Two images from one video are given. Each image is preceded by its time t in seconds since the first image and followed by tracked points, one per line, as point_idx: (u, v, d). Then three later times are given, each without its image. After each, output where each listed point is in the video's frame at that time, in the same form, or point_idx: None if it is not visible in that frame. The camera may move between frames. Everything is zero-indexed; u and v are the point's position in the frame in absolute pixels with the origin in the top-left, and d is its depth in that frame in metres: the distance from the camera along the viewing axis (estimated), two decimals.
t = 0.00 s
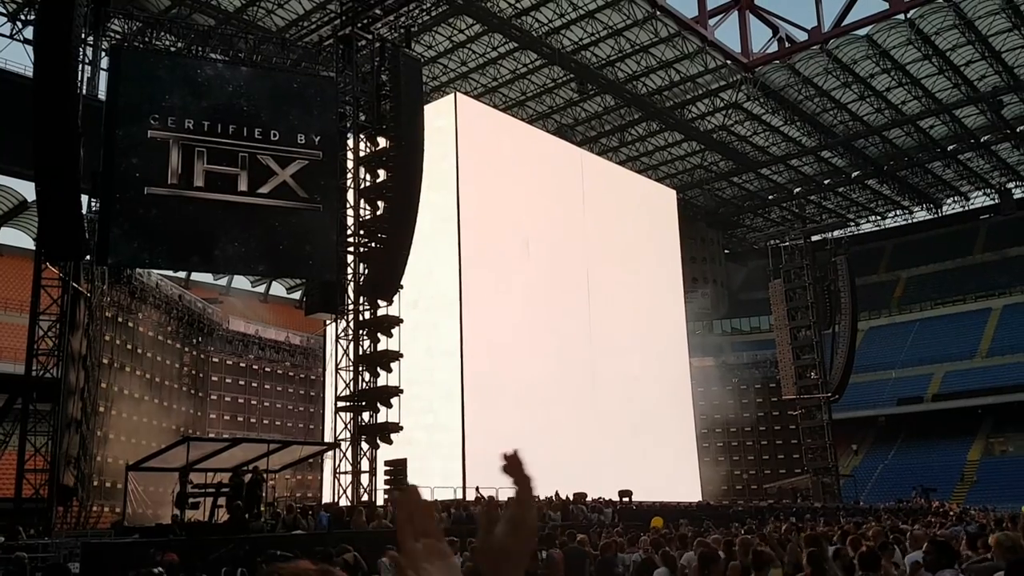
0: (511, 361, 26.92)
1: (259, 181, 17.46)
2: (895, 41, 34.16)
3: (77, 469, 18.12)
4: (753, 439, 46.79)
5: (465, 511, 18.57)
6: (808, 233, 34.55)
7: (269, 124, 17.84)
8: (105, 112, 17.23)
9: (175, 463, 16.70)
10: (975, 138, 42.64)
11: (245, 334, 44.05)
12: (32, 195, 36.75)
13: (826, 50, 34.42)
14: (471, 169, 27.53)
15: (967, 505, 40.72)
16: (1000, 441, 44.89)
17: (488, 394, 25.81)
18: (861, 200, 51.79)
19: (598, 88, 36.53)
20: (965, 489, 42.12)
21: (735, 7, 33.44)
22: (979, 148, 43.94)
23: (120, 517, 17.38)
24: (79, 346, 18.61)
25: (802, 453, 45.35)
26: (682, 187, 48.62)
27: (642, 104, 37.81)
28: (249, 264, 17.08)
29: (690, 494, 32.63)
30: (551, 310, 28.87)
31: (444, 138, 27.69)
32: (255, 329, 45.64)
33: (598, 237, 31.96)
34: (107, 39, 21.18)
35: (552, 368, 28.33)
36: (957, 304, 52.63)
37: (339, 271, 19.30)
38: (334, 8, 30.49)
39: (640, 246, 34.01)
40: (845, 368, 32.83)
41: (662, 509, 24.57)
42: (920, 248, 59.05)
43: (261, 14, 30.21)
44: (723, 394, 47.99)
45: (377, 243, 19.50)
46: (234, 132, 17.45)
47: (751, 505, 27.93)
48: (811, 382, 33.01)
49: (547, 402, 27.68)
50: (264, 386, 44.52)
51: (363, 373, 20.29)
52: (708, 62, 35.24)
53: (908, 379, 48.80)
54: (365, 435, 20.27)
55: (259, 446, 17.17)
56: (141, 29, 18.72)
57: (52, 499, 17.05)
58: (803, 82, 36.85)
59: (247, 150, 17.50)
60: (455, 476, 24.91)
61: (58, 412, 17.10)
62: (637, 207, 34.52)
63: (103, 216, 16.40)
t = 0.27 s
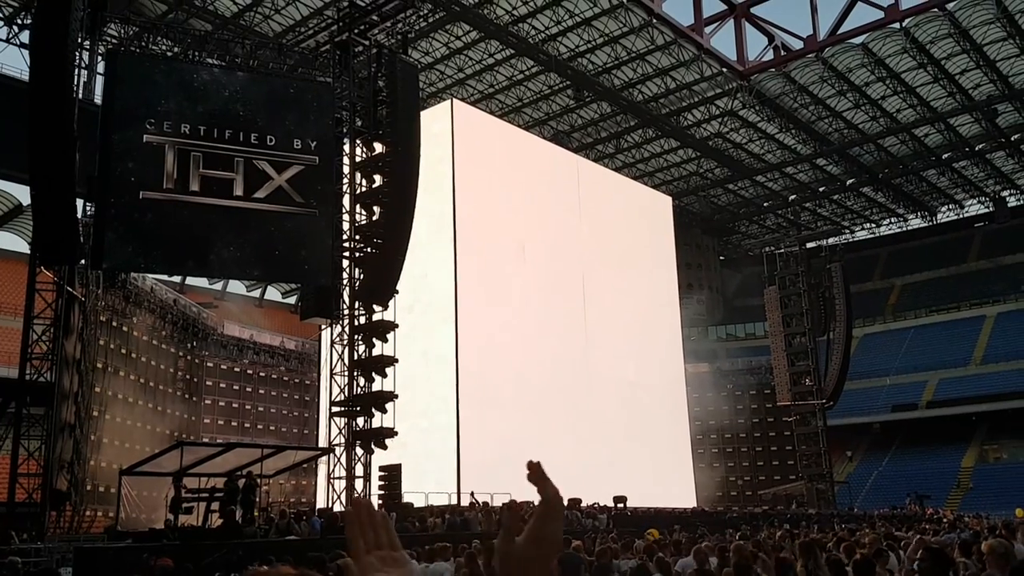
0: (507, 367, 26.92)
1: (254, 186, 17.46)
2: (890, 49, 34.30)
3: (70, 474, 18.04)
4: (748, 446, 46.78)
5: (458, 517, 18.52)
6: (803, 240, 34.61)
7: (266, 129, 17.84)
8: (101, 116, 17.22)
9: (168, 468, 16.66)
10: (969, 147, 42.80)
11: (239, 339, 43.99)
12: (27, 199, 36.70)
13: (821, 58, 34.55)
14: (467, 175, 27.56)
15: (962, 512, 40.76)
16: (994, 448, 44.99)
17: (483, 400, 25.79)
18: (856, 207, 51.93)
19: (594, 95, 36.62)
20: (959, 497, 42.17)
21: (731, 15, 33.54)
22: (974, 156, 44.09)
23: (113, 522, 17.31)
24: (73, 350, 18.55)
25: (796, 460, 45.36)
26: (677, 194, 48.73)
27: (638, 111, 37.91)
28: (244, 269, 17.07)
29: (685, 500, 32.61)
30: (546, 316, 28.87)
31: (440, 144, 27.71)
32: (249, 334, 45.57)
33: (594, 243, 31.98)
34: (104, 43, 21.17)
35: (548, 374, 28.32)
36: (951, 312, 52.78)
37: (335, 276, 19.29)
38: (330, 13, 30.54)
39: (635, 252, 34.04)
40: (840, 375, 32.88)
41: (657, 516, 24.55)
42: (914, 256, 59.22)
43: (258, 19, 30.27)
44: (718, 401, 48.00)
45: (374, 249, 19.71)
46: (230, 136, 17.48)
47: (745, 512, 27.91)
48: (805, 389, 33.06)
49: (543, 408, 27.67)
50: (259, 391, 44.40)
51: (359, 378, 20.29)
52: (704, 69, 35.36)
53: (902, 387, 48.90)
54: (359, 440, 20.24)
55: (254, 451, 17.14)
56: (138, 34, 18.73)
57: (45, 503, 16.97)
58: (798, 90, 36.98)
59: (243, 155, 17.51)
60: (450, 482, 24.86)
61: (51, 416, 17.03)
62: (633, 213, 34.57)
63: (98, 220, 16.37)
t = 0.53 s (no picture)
0: (506, 367, 26.92)
1: (254, 185, 17.44)
2: (890, 50, 34.30)
3: (69, 473, 18.03)
4: (747, 446, 46.77)
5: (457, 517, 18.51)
6: (802, 240, 34.61)
7: (265, 128, 17.83)
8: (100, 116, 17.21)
9: (167, 467, 16.65)
10: (969, 147, 42.79)
11: (239, 338, 43.96)
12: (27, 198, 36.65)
13: (821, 58, 34.56)
14: (466, 175, 27.56)
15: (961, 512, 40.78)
16: (993, 449, 44.98)
17: (482, 400, 25.79)
18: (855, 208, 51.94)
19: (594, 95, 36.62)
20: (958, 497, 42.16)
21: (731, 16, 33.46)
22: (973, 157, 44.08)
23: (112, 521, 17.30)
24: (73, 349, 18.53)
25: (795, 460, 45.36)
26: (677, 195, 48.74)
27: (637, 111, 37.91)
28: (243, 268, 17.05)
29: (684, 499, 32.61)
30: (545, 316, 28.87)
31: (440, 144, 27.70)
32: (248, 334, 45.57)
33: (594, 243, 31.98)
34: (104, 42, 21.16)
35: (547, 373, 28.31)
36: (951, 312, 52.79)
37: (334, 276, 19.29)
38: (330, 13, 30.53)
39: (635, 252, 34.04)
40: (839, 375, 32.89)
41: (656, 516, 24.55)
42: (914, 256, 59.23)
43: (257, 19, 30.26)
44: (717, 401, 48.01)
45: (373, 248, 19.75)
46: (229, 136, 17.47)
47: (744, 512, 27.90)
48: (805, 389, 33.06)
49: (542, 408, 27.66)
50: (258, 391, 44.37)
51: (358, 378, 20.28)
52: (704, 69, 35.35)
53: (902, 387, 48.91)
54: (358, 440, 20.23)
55: (253, 451, 17.14)
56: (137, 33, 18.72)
57: (44, 503, 16.95)
58: (798, 90, 36.97)
59: (243, 155, 17.50)
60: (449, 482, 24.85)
61: (50, 416, 17.02)
62: (633, 213, 34.57)
63: (97, 220, 16.36)
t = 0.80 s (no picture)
0: (504, 363, 26.90)
1: (252, 180, 17.38)
2: (891, 47, 34.21)
3: (65, 468, 17.97)
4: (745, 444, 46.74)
5: (454, 513, 18.49)
6: (801, 238, 34.58)
7: (263, 123, 17.77)
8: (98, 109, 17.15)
9: (164, 462, 16.62)
10: (969, 146, 42.71)
11: (237, 334, 43.92)
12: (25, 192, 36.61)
13: (822, 55, 34.48)
14: (465, 170, 27.48)
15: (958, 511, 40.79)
16: (991, 448, 44.97)
17: (480, 395, 25.77)
18: (855, 206, 51.90)
19: (594, 91, 36.54)
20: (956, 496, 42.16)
21: (732, 12, 33.42)
22: (973, 155, 44.00)
23: (108, 516, 17.25)
24: (69, 344, 18.47)
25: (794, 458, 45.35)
26: (677, 192, 48.70)
27: (637, 108, 37.84)
28: (241, 264, 17.04)
29: (681, 497, 32.58)
30: (543, 312, 28.84)
31: (439, 139, 27.66)
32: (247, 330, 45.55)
33: (592, 240, 31.94)
34: (102, 36, 21.10)
35: (544, 370, 28.26)
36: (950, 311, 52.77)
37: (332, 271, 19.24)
38: (329, 8, 30.46)
39: (634, 249, 34.03)
40: (838, 373, 32.85)
41: (653, 513, 24.51)
42: (913, 255, 59.20)
43: (257, 13, 30.21)
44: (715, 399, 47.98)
45: (371, 244, 19.70)
46: (228, 130, 17.41)
47: (741, 510, 27.88)
48: (803, 387, 33.03)
49: (540, 404, 27.65)
50: (256, 386, 44.32)
51: (355, 374, 20.23)
52: (704, 66, 35.29)
53: (900, 385, 48.89)
54: (356, 436, 20.18)
55: (249, 446, 17.10)
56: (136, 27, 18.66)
57: (39, 498, 16.90)
58: (799, 87, 36.89)
59: (241, 149, 17.44)
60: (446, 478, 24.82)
61: (47, 411, 16.96)
62: (632, 209, 34.54)
63: (94, 214, 16.32)
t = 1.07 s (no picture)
0: (502, 350, 26.89)
1: (251, 164, 17.31)
2: (893, 38, 34.09)
3: (63, 451, 17.98)
4: (743, 434, 46.82)
5: (451, 500, 18.51)
6: (801, 229, 34.53)
7: (262, 107, 17.69)
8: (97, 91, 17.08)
9: (161, 446, 16.63)
10: (970, 137, 42.59)
11: (236, 320, 43.93)
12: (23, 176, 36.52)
13: (824, 45, 34.36)
14: (465, 157, 27.41)
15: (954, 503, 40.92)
16: (988, 440, 45.04)
17: (478, 383, 25.78)
18: (855, 197, 51.83)
19: (595, 79, 36.40)
20: (952, 488, 42.25)
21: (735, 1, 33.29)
22: (975, 147, 43.88)
23: (105, 500, 17.27)
24: (67, 326, 18.44)
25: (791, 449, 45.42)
26: (677, 182, 48.65)
27: (639, 96, 37.72)
28: (240, 249, 17.01)
29: (678, 485, 32.63)
30: (542, 300, 28.82)
31: (440, 125, 27.55)
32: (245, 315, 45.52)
33: (592, 228, 31.90)
34: (102, 18, 21.01)
35: (543, 358, 28.25)
36: (949, 303, 52.78)
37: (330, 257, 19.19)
38: None
39: (634, 238, 33.98)
40: (836, 364, 32.85)
41: (650, 502, 24.54)
42: (913, 246, 59.15)
43: None
44: (713, 389, 48.05)
45: (369, 231, 19.54)
46: (226, 114, 17.31)
47: (737, 499, 27.91)
48: (801, 378, 33.03)
49: (538, 391, 27.66)
50: (254, 372, 44.32)
51: (354, 360, 20.20)
52: (706, 55, 35.15)
53: (898, 377, 48.94)
54: (354, 422, 20.18)
55: (247, 431, 17.10)
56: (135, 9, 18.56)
57: (37, 480, 16.91)
58: (801, 77, 36.77)
59: (240, 133, 17.36)
60: (444, 465, 24.84)
61: (44, 393, 16.94)
62: (633, 197, 34.47)
63: (92, 197, 16.27)
